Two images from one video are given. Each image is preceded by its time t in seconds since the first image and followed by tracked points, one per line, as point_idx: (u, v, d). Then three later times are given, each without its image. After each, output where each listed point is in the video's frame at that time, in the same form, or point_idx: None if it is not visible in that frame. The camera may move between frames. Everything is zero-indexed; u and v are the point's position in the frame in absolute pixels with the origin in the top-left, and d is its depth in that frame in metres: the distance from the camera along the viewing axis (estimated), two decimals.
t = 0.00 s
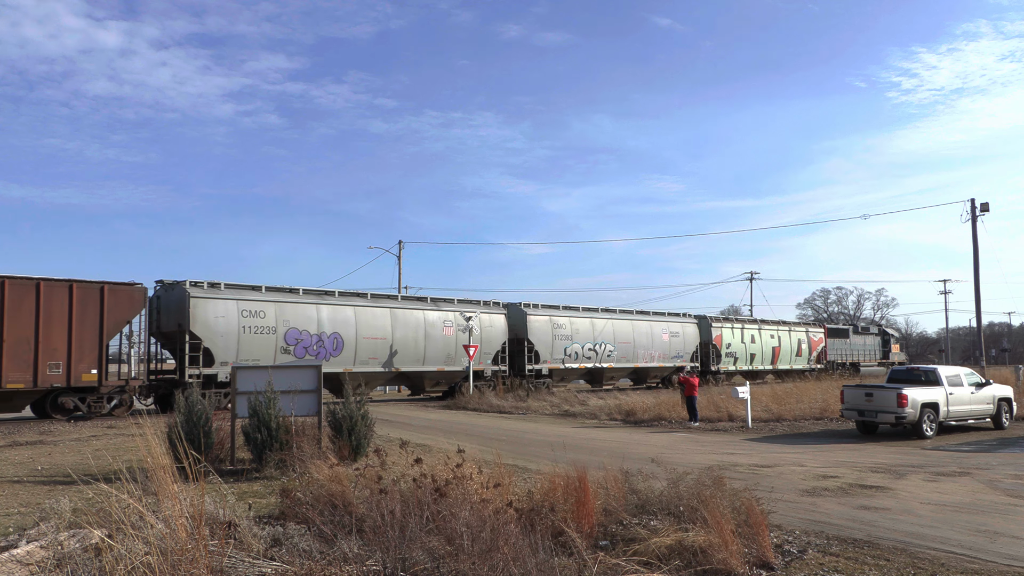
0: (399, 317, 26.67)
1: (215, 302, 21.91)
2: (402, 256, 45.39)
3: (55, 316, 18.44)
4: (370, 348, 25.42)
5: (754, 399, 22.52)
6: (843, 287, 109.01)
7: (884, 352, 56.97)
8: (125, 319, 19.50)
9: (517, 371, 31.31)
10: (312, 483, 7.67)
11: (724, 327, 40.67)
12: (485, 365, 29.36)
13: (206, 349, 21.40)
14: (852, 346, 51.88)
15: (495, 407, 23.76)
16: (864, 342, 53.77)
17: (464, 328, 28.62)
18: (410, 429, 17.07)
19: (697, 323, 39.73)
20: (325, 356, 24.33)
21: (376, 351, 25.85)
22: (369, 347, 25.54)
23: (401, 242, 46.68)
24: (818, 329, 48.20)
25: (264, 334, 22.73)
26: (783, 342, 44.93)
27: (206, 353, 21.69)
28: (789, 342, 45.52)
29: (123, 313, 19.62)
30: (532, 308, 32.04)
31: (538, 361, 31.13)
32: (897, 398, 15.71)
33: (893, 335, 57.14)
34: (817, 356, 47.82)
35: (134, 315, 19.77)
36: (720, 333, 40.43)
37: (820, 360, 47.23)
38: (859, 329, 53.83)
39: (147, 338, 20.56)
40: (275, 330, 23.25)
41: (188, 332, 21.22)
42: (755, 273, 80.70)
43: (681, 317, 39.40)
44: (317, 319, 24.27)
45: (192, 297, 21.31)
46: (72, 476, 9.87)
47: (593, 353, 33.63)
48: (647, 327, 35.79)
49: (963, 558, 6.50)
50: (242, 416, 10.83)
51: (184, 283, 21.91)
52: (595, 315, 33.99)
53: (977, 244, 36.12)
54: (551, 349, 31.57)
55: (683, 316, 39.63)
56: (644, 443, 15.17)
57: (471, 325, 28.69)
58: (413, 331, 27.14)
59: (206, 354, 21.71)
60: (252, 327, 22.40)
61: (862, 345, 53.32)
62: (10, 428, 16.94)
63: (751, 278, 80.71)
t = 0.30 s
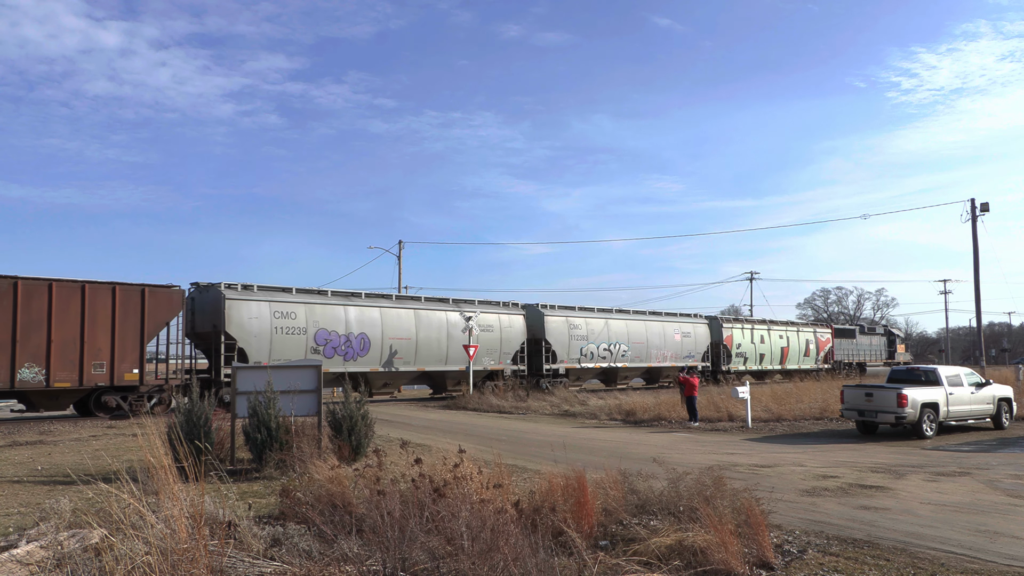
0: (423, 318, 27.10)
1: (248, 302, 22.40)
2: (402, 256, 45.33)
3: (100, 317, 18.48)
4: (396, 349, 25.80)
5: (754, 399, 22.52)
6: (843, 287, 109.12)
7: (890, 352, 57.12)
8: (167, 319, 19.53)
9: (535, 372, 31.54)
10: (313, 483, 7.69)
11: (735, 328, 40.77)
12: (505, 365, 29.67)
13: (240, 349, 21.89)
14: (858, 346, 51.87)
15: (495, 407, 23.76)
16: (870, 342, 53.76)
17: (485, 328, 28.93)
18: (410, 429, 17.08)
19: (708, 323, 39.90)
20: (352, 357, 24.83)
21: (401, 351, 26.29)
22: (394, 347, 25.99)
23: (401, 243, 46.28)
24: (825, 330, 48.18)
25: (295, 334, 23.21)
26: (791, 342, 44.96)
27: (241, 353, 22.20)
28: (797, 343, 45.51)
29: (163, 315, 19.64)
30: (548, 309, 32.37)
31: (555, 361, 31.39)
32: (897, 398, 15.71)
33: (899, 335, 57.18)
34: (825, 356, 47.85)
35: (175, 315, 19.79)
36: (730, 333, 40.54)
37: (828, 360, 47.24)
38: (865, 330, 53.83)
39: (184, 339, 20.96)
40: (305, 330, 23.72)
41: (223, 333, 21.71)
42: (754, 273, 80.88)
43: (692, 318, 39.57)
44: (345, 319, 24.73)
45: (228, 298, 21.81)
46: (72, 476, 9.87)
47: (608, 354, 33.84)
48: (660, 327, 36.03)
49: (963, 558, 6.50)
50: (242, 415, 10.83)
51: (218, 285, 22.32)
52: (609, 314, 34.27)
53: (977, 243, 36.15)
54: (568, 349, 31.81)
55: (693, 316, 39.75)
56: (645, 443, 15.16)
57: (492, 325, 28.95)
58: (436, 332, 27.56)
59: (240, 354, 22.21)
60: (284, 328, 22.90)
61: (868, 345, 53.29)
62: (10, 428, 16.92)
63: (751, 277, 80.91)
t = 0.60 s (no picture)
0: (446, 319, 27.69)
1: (280, 304, 23.22)
2: (402, 256, 45.18)
3: (141, 318, 18.76)
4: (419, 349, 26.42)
5: (754, 399, 22.52)
6: (843, 287, 109.20)
7: (895, 352, 57.22)
8: (205, 320, 19.86)
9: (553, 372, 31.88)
10: (313, 483, 7.70)
11: (745, 328, 40.90)
12: (524, 364, 30.16)
13: (274, 349, 22.60)
14: (865, 346, 51.84)
15: (495, 407, 23.77)
16: (876, 342, 53.74)
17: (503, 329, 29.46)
18: (410, 429, 17.11)
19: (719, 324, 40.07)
20: (379, 356, 25.49)
21: (425, 351, 26.92)
22: (419, 347, 26.62)
23: (401, 243, 45.78)
24: (832, 330, 48.19)
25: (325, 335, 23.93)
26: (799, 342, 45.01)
27: (274, 353, 22.92)
28: (806, 343, 45.54)
29: (200, 317, 19.95)
30: (565, 310, 32.83)
31: (572, 361, 31.78)
32: (897, 398, 15.71)
33: (904, 335, 57.20)
34: (833, 356, 47.82)
35: (211, 316, 20.10)
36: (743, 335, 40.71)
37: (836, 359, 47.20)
38: (871, 330, 53.82)
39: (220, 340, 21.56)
40: (334, 331, 24.43)
41: (256, 334, 22.49)
42: (754, 272, 81.68)
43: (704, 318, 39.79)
44: (371, 320, 25.40)
45: (260, 301, 22.61)
46: (72, 476, 9.88)
47: (623, 354, 34.16)
48: (672, 327, 36.39)
49: (963, 559, 6.50)
50: (242, 416, 10.83)
51: (250, 287, 23.09)
52: (623, 315, 34.68)
53: (977, 243, 36.16)
54: (584, 349, 32.18)
55: (702, 316, 39.87)
56: (645, 443, 15.17)
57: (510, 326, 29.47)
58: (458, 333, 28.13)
59: (273, 354, 22.92)
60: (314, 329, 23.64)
61: (874, 345, 53.28)
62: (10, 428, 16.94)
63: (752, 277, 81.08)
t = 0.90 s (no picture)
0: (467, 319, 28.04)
1: (312, 305, 23.60)
2: (402, 256, 44.52)
3: (180, 319, 19.36)
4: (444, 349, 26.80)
5: (754, 399, 22.52)
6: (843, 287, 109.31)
7: (900, 352, 57.28)
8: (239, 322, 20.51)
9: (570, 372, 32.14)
10: (313, 483, 7.71)
11: (754, 329, 40.98)
12: (541, 364, 30.56)
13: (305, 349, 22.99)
14: (870, 347, 51.84)
15: (495, 407, 23.77)
16: (881, 342, 53.74)
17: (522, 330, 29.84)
18: (410, 429, 17.12)
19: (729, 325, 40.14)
20: (404, 356, 25.86)
21: (448, 351, 27.28)
22: (442, 347, 26.98)
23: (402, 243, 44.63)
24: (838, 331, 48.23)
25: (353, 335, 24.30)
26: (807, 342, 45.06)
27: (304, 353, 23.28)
28: (813, 343, 45.58)
29: (235, 319, 20.61)
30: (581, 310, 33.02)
31: (589, 362, 32.07)
32: (897, 398, 15.71)
33: (909, 335, 57.21)
34: (839, 356, 47.83)
35: (245, 318, 20.76)
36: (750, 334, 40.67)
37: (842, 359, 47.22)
38: (876, 330, 53.82)
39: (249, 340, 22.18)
40: (362, 332, 24.80)
41: (288, 335, 22.87)
42: (754, 273, 81.62)
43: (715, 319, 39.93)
44: (397, 321, 25.78)
45: (292, 302, 22.99)
46: (72, 476, 9.88)
47: (637, 354, 34.39)
48: (685, 329, 36.64)
49: (964, 559, 6.50)
50: (242, 416, 10.83)
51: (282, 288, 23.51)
52: (638, 315, 34.92)
53: (977, 243, 36.17)
54: (601, 350, 32.43)
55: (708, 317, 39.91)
56: (645, 443, 15.18)
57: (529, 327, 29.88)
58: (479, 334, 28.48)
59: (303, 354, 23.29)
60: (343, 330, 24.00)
61: (879, 345, 53.25)
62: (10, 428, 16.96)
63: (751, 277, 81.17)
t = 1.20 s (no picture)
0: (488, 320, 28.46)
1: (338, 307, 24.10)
2: (402, 256, 45.53)
3: (216, 321, 20.10)
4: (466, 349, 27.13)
5: (754, 399, 22.51)
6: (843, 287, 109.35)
7: (905, 352, 57.25)
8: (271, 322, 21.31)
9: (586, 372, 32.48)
10: (312, 483, 7.70)
11: (763, 330, 41.11)
12: (558, 364, 30.82)
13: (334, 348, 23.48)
14: (877, 346, 51.82)
15: (495, 407, 23.76)
16: (887, 342, 53.73)
17: (541, 330, 30.10)
18: (410, 429, 17.12)
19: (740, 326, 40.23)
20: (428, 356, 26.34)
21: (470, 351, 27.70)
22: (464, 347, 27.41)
23: (401, 243, 45.58)
24: (845, 331, 48.33)
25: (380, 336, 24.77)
26: (815, 342, 45.23)
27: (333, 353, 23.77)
28: (821, 343, 45.71)
29: (267, 320, 21.43)
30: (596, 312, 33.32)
31: (604, 362, 32.41)
32: (897, 398, 15.71)
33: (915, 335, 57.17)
34: (846, 356, 47.80)
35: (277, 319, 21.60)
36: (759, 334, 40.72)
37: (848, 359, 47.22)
38: (881, 330, 53.83)
39: (279, 341, 22.81)
40: (387, 332, 25.28)
41: (318, 335, 23.39)
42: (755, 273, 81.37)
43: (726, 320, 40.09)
44: (420, 322, 26.25)
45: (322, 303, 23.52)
46: (72, 476, 9.87)
47: (650, 354, 34.70)
48: (697, 329, 36.88)
49: (963, 559, 6.50)
50: (241, 416, 10.83)
51: (311, 290, 24.03)
52: (651, 316, 35.23)
53: (977, 243, 36.19)
54: (616, 351, 32.78)
55: (715, 317, 39.99)
56: (645, 443, 15.18)
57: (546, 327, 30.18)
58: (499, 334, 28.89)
59: (333, 354, 23.79)
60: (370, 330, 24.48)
61: (885, 346, 53.23)
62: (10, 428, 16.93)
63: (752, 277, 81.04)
